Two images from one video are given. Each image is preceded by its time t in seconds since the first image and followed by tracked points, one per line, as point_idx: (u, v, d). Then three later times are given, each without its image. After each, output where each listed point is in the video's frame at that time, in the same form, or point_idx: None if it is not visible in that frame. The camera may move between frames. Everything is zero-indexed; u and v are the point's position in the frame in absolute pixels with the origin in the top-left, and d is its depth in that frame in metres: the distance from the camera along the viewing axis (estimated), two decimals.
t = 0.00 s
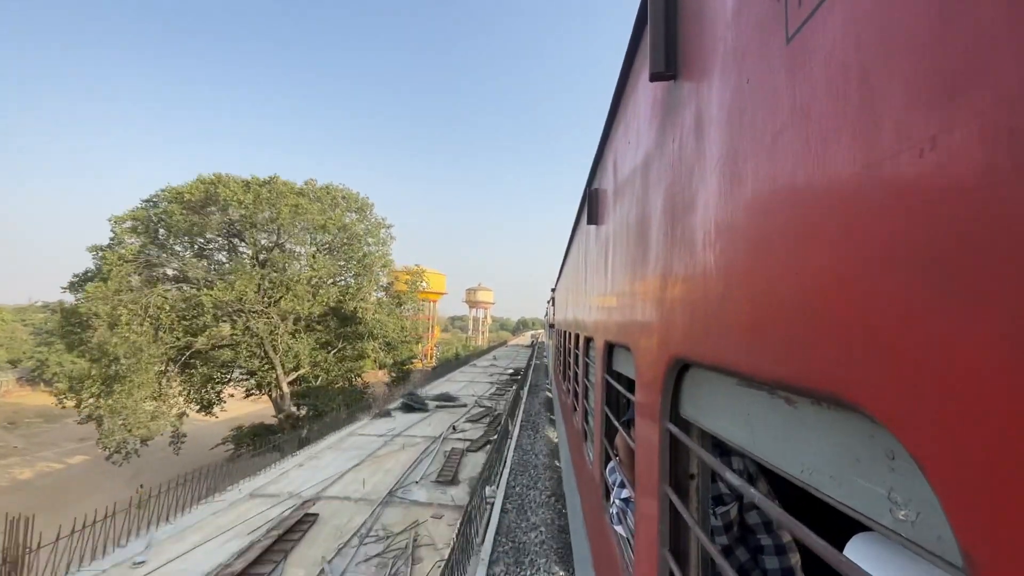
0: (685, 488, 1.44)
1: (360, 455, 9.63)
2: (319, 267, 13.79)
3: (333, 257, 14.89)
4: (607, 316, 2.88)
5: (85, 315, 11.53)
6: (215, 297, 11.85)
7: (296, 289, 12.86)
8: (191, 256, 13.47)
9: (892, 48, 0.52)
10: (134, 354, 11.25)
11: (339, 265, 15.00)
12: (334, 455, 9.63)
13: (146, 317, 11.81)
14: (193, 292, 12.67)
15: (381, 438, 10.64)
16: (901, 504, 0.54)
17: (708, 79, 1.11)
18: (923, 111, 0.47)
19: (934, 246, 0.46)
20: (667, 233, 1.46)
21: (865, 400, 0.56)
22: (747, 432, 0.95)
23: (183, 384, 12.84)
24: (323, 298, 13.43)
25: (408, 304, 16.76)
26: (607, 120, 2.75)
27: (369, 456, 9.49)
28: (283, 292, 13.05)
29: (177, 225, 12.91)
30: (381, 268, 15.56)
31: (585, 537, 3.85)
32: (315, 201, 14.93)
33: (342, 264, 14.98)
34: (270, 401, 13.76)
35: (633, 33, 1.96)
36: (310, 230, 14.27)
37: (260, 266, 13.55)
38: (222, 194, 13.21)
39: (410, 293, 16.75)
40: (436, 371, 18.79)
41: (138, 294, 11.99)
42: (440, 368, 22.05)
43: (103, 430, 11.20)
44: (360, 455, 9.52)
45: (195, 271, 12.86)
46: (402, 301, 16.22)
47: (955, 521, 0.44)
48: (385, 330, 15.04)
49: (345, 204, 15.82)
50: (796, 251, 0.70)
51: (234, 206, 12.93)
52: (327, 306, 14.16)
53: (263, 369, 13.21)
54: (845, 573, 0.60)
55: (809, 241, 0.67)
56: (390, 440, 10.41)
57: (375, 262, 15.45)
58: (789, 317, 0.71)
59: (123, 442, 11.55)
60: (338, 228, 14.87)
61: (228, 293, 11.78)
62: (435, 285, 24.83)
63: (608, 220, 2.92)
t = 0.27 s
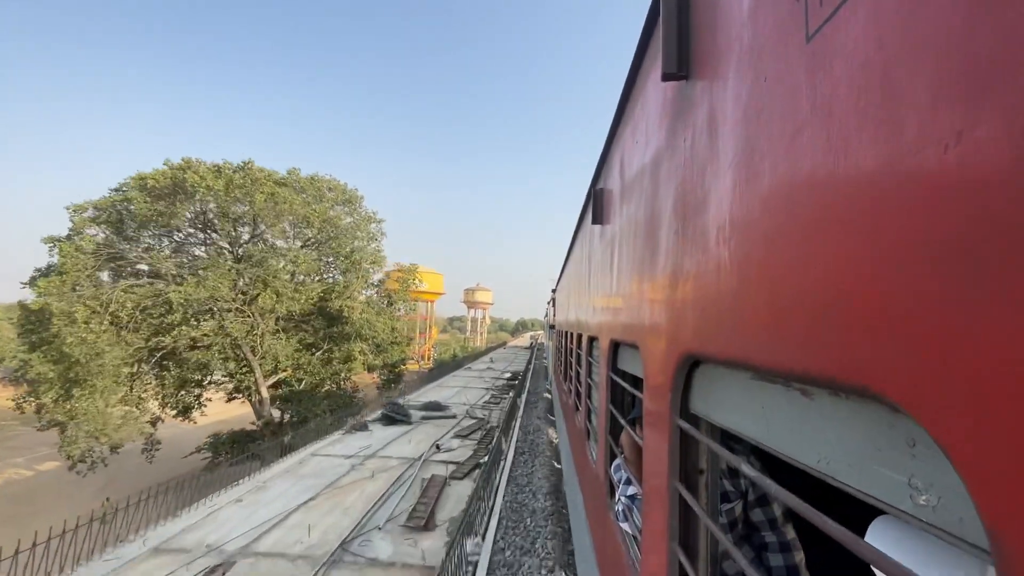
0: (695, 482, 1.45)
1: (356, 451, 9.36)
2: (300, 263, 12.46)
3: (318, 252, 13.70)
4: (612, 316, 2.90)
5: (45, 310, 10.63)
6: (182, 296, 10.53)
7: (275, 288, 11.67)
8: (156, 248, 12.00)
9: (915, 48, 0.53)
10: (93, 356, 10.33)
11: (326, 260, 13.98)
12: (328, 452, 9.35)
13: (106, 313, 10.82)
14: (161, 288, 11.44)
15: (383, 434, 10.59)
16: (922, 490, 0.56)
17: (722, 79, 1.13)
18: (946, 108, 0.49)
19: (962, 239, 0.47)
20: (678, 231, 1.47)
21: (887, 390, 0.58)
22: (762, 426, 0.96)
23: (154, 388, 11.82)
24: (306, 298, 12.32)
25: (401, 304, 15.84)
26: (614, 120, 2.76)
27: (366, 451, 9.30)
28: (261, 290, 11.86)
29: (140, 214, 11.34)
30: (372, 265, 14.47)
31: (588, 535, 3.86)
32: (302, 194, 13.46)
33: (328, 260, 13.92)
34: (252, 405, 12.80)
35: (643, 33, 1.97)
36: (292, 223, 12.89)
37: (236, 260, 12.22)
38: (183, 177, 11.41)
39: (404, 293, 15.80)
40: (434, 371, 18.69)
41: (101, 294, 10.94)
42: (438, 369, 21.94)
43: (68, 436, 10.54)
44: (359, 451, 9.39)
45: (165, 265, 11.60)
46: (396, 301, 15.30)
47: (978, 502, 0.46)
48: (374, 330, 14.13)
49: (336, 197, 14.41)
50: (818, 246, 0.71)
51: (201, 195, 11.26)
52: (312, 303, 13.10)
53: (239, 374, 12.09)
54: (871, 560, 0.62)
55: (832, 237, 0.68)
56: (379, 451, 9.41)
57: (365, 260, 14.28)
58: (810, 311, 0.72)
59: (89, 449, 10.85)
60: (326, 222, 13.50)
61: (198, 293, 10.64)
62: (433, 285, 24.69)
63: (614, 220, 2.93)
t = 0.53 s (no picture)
0: (697, 478, 1.46)
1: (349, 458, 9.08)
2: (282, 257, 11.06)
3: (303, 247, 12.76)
4: (612, 314, 2.91)
5: None
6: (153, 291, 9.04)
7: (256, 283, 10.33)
8: (116, 240, 10.47)
9: (918, 43, 0.55)
10: (46, 358, 8.46)
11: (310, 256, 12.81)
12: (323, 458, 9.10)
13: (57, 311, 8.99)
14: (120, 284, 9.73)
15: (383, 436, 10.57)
16: (924, 475, 0.57)
17: (726, 76, 1.14)
18: (950, 101, 0.50)
19: (966, 229, 0.49)
20: (680, 228, 1.48)
21: (890, 378, 0.59)
22: (764, 418, 0.97)
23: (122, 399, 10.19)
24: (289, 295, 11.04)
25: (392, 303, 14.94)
26: (616, 120, 2.77)
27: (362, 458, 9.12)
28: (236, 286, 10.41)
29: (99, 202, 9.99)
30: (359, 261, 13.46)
31: (587, 534, 3.87)
32: (285, 182, 12.79)
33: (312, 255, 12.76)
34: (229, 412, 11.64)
35: (645, 33, 1.99)
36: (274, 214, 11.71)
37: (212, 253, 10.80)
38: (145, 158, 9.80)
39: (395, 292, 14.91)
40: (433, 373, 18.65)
41: (18, 288, 8.83)
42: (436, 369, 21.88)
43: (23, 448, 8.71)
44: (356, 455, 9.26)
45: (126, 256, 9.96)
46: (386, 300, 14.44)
47: (980, 484, 0.47)
48: (362, 330, 13.09)
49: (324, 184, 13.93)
50: (824, 239, 0.72)
51: (166, 180, 9.66)
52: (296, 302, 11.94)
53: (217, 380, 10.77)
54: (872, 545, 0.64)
55: (837, 230, 0.69)
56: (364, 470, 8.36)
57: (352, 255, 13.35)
58: (815, 303, 0.73)
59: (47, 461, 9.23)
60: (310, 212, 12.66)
61: (178, 288, 9.32)
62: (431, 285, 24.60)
63: (615, 219, 2.95)
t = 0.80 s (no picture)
0: (698, 482, 1.47)
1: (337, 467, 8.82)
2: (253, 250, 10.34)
3: (285, 241, 12.20)
4: (613, 317, 2.92)
5: None
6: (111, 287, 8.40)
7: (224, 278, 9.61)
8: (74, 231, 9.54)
9: (925, 57, 0.55)
10: None
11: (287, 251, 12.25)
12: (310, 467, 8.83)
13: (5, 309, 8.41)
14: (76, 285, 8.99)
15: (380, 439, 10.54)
16: (928, 486, 0.57)
17: (730, 83, 1.14)
18: (957, 114, 0.50)
19: (974, 241, 0.49)
20: (683, 233, 1.49)
21: (896, 388, 0.59)
22: (768, 425, 0.98)
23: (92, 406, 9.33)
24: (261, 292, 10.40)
25: (379, 300, 14.41)
26: (618, 122, 2.77)
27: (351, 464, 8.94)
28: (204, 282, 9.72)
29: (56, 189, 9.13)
30: (342, 257, 12.87)
31: (587, 536, 3.87)
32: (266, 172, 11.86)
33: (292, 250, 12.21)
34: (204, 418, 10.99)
35: (647, 37, 1.99)
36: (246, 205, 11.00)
37: (179, 247, 10.08)
38: (89, 138, 8.86)
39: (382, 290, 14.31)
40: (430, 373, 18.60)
41: None
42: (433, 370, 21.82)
43: None
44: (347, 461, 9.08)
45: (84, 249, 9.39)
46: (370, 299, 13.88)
47: (985, 498, 0.47)
48: (345, 331, 12.72)
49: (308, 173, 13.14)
50: (829, 248, 0.72)
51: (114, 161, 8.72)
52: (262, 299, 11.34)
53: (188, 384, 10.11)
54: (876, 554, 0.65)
55: (844, 239, 0.69)
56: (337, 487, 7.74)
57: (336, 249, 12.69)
58: (821, 311, 0.74)
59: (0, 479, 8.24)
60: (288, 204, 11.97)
61: (139, 281, 8.62)
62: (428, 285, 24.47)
63: (616, 221, 2.95)
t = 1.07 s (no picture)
0: (701, 483, 1.46)
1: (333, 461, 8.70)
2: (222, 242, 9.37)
3: (265, 234, 11.40)
4: (614, 317, 2.91)
5: None
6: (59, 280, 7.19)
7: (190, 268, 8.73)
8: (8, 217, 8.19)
9: (938, 55, 0.54)
10: None
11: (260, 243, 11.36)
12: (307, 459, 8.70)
13: None
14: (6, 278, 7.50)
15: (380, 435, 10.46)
16: (940, 488, 0.57)
17: (734, 82, 1.14)
18: (972, 110, 0.49)
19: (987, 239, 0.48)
20: (686, 233, 1.48)
21: (906, 388, 0.59)
22: (774, 426, 0.96)
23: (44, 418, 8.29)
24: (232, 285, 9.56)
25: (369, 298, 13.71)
26: (620, 121, 2.76)
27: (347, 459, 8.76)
28: (167, 277, 8.82)
29: None
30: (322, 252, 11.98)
31: (588, 536, 3.87)
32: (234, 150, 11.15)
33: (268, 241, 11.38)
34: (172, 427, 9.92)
35: (649, 36, 1.98)
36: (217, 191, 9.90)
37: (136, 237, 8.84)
38: (24, 109, 7.48)
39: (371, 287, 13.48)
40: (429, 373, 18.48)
41: None
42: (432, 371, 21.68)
43: None
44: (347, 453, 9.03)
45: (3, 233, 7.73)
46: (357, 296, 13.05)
47: (1001, 497, 0.47)
48: (329, 331, 11.95)
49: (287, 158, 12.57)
50: (836, 246, 0.72)
51: (49, 137, 7.38)
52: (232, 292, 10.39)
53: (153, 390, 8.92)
54: (884, 555, 0.64)
55: (854, 238, 0.68)
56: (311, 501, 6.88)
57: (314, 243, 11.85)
58: (829, 310, 0.73)
59: None
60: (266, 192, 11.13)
61: (91, 274, 7.49)
62: (426, 285, 24.22)
63: (617, 221, 2.94)
